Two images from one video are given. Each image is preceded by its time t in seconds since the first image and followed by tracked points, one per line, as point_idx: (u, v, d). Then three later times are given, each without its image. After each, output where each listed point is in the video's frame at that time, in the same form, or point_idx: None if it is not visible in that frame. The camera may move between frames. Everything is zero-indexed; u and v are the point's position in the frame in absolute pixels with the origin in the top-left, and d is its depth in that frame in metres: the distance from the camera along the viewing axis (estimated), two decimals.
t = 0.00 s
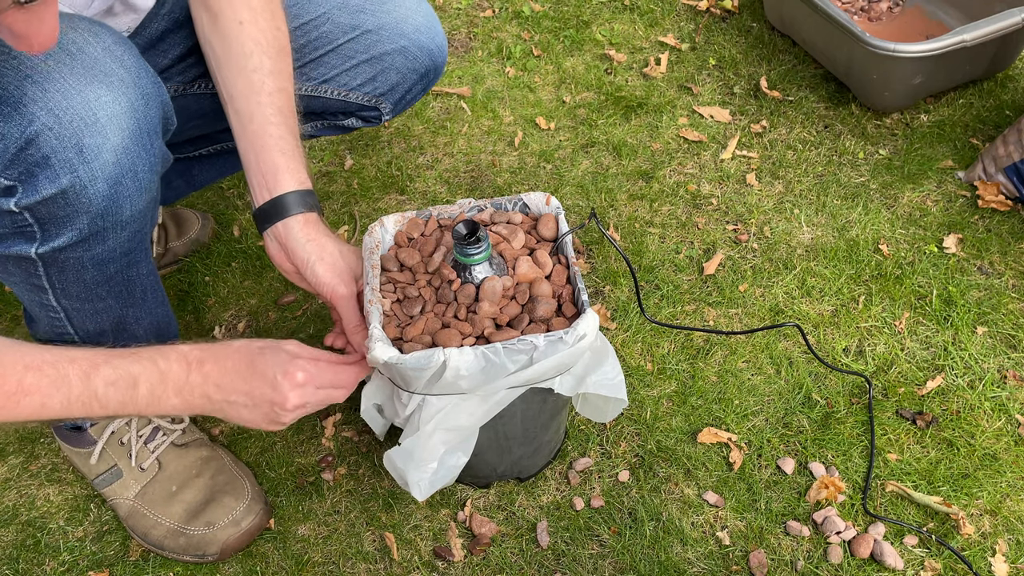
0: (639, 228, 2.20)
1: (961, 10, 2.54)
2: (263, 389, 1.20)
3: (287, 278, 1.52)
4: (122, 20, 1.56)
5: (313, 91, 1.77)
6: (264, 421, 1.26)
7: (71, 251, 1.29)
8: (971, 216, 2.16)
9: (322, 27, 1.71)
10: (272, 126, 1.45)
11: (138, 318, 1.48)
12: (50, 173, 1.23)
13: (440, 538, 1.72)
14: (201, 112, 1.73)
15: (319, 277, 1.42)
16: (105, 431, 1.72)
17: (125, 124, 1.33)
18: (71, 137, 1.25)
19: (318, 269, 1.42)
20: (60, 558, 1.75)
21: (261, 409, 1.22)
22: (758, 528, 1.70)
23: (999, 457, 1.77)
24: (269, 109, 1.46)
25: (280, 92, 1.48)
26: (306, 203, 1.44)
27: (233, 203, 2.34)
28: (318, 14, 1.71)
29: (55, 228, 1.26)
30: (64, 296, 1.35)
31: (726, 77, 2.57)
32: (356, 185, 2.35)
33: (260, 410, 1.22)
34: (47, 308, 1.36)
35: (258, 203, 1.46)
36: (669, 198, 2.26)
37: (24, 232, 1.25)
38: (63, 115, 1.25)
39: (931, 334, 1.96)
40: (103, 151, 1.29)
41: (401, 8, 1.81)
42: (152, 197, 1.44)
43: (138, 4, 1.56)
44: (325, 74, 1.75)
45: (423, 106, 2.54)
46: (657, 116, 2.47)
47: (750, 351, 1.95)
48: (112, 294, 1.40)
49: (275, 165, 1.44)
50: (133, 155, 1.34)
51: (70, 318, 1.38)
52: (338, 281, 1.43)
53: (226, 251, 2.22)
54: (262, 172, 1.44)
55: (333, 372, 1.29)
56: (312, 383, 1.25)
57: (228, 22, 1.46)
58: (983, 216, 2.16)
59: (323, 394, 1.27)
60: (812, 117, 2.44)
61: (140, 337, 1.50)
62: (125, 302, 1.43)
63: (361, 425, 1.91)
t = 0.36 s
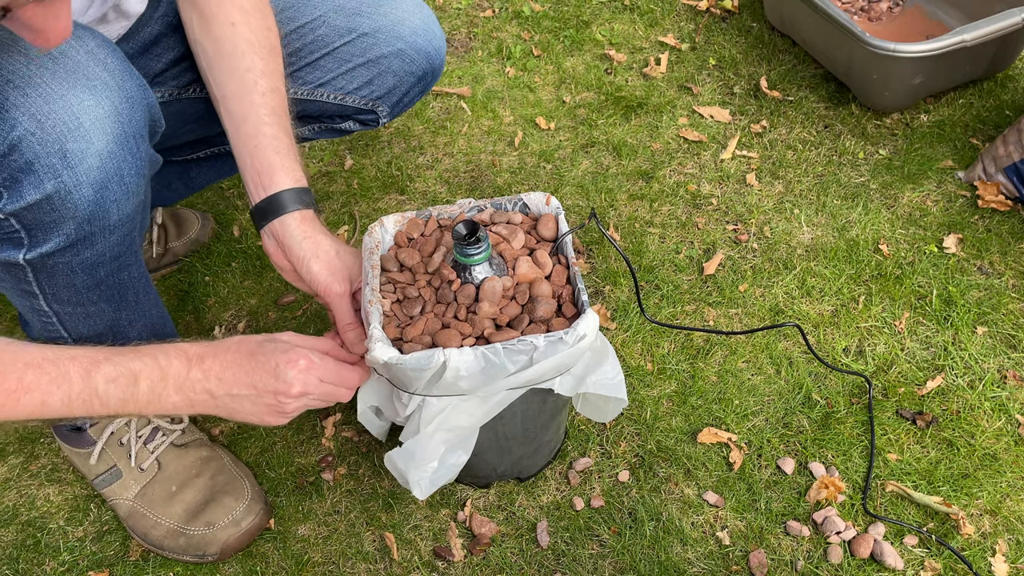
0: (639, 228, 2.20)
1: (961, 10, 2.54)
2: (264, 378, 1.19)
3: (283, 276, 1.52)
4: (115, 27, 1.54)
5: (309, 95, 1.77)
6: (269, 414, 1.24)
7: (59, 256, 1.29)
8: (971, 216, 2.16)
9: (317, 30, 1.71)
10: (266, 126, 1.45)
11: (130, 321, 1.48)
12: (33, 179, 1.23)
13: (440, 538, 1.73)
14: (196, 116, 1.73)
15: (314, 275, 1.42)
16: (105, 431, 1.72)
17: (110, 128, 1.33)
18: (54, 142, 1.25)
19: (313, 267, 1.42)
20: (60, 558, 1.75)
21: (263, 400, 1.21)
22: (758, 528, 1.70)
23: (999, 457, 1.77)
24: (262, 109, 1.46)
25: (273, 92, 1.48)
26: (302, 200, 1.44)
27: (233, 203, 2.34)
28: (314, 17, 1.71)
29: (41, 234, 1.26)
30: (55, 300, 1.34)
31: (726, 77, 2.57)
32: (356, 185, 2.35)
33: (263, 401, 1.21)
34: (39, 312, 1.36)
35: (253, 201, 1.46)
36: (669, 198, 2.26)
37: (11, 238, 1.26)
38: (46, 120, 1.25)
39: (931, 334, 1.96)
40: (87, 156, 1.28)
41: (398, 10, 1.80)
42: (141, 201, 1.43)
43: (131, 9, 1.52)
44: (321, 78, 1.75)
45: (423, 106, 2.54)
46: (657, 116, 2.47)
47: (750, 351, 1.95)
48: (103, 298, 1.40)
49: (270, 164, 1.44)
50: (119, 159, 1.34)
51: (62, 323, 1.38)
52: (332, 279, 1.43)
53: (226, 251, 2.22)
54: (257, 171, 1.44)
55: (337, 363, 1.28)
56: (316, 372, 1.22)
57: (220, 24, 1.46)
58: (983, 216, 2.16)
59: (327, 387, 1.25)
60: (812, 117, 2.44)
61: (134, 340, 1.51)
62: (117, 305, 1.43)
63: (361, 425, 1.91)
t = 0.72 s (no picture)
0: (639, 228, 2.20)
1: (961, 10, 2.54)
2: (270, 403, 1.24)
3: (287, 271, 1.52)
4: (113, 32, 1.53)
5: (306, 93, 1.77)
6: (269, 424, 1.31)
7: (60, 262, 1.29)
8: (971, 216, 2.16)
9: (312, 27, 1.71)
10: (269, 124, 1.45)
11: (130, 323, 1.48)
12: (33, 187, 1.23)
13: (440, 538, 1.72)
14: (192, 116, 1.74)
15: (325, 269, 1.42)
16: (104, 431, 1.72)
17: (109, 134, 1.33)
18: (53, 150, 1.25)
19: (323, 261, 1.42)
20: (60, 558, 1.75)
21: (266, 418, 1.28)
22: (758, 528, 1.70)
23: (999, 457, 1.77)
24: (264, 107, 1.46)
25: (275, 90, 1.48)
26: (308, 196, 1.44)
27: (233, 203, 2.34)
28: (309, 14, 1.71)
29: (41, 240, 1.26)
30: (55, 305, 1.34)
31: (726, 77, 2.57)
32: (356, 185, 2.35)
33: (266, 419, 1.28)
34: (39, 316, 1.36)
35: (257, 199, 1.46)
36: (669, 198, 2.26)
37: (11, 245, 1.25)
38: (45, 128, 1.25)
39: (931, 334, 1.96)
40: (87, 163, 1.28)
41: (391, 5, 1.80)
42: (141, 205, 1.43)
43: (128, 14, 1.52)
44: (317, 75, 1.74)
45: (423, 106, 2.53)
46: (657, 116, 2.47)
47: (750, 351, 1.95)
48: (104, 301, 1.40)
49: (274, 162, 1.44)
50: (118, 165, 1.34)
51: (63, 326, 1.39)
52: (343, 273, 1.44)
53: (226, 251, 2.22)
54: (261, 170, 1.44)
55: (338, 386, 1.32)
56: (322, 399, 1.30)
57: (219, 24, 1.46)
58: (983, 216, 2.16)
59: (333, 407, 1.33)
60: (812, 117, 2.44)
61: (134, 341, 1.51)
62: (117, 308, 1.43)
63: (361, 425, 1.91)
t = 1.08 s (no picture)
0: (639, 228, 2.20)
1: (961, 10, 2.54)
2: (349, 476, 1.06)
3: (280, 272, 1.51)
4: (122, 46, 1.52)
5: (314, 105, 1.77)
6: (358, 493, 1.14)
7: (73, 279, 1.30)
8: (971, 216, 2.16)
9: (322, 40, 1.70)
10: (266, 125, 1.46)
11: (138, 333, 1.49)
12: (51, 209, 1.23)
13: (439, 538, 1.73)
14: (198, 125, 1.73)
15: (324, 269, 1.42)
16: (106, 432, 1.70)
17: (126, 156, 1.34)
18: (72, 172, 1.25)
19: (321, 262, 1.42)
20: (60, 558, 1.76)
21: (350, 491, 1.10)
22: (758, 528, 1.70)
23: (999, 457, 1.77)
24: (261, 109, 1.46)
25: (271, 92, 1.48)
26: (304, 197, 1.44)
27: (233, 203, 2.34)
28: (318, 27, 1.70)
29: (56, 259, 1.26)
30: (65, 318, 1.35)
31: (726, 77, 2.57)
32: (356, 185, 2.35)
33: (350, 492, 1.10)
34: (47, 328, 1.37)
35: (253, 200, 1.46)
36: (669, 198, 2.26)
37: (25, 263, 1.26)
38: (63, 151, 1.25)
39: (931, 334, 1.96)
40: (104, 184, 1.29)
41: (400, 18, 1.79)
42: (153, 222, 1.45)
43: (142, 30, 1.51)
44: (326, 88, 1.75)
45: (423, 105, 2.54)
46: (657, 116, 2.47)
47: (750, 351, 1.95)
48: (114, 314, 1.41)
49: (271, 163, 1.44)
50: (134, 185, 1.35)
51: (71, 337, 1.39)
52: (342, 275, 1.44)
53: (226, 251, 2.22)
54: (257, 171, 1.45)
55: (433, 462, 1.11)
56: (409, 475, 1.09)
57: (216, 25, 1.46)
58: (983, 216, 2.16)
59: (425, 480, 1.11)
60: (812, 117, 2.44)
61: (140, 351, 1.52)
62: (125, 319, 1.44)
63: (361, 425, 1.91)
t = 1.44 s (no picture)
0: (639, 228, 2.20)
1: (961, 10, 2.54)
2: (558, 452, 1.14)
3: (281, 273, 1.51)
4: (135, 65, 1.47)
5: (321, 124, 1.77)
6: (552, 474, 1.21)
7: (89, 302, 1.34)
8: (971, 216, 2.16)
9: (330, 60, 1.69)
10: (263, 125, 1.46)
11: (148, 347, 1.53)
12: (71, 238, 1.28)
13: (440, 538, 1.72)
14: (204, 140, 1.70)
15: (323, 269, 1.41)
16: (106, 431, 1.75)
17: (144, 183, 1.40)
18: (92, 202, 1.31)
19: (320, 261, 1.42)
20: (60, 558, 1.75)
21: (551, 471, 1.17)
22: (759, 528, 1.70)
23: (999, 457, 1.77)
24: (258, 109, 1.46)
25: (268, 91, 1.48)
26: (303, 197, 1.43)
27: (233, 203, 2.34)
28: (327, 46, 1.69)
29: (74, 284, 1.30)
30: (78, 336, 1.37)
31: (726, 77, 2.57)
32: (356, 185, 2.35)
33: (551, 472, 1.17)
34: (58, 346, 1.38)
35: (251, 199, 1.46)
36: (669, 199, 2.26)
37: (42, 288, 1.28)
38: (83, 181, 1.30)
39: (931, 334, 1.96)
40: (123, 213, 1.35)
41: (409, 38, 1.78)
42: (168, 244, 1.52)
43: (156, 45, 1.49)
44: (333, 108, 1.75)
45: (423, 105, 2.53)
46: (657, 116, 2.47)
47: (750, 351, 1.95)
48: (127, 331, 1.45)
49: (269, 163, 1.44)
50: (153, 212, 1.42)
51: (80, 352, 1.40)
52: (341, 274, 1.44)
53: (226, 251, 2.22)
54: (255, 170, 1.45)
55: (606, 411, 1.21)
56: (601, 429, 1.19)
57: (212, 25, 1.45)
58: (983, 216, 2.16)
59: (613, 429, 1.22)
60: (812, 117, 2.44)
61: (150, 363, 1.55)
62: (138, 333, 1.48)
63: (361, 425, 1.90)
